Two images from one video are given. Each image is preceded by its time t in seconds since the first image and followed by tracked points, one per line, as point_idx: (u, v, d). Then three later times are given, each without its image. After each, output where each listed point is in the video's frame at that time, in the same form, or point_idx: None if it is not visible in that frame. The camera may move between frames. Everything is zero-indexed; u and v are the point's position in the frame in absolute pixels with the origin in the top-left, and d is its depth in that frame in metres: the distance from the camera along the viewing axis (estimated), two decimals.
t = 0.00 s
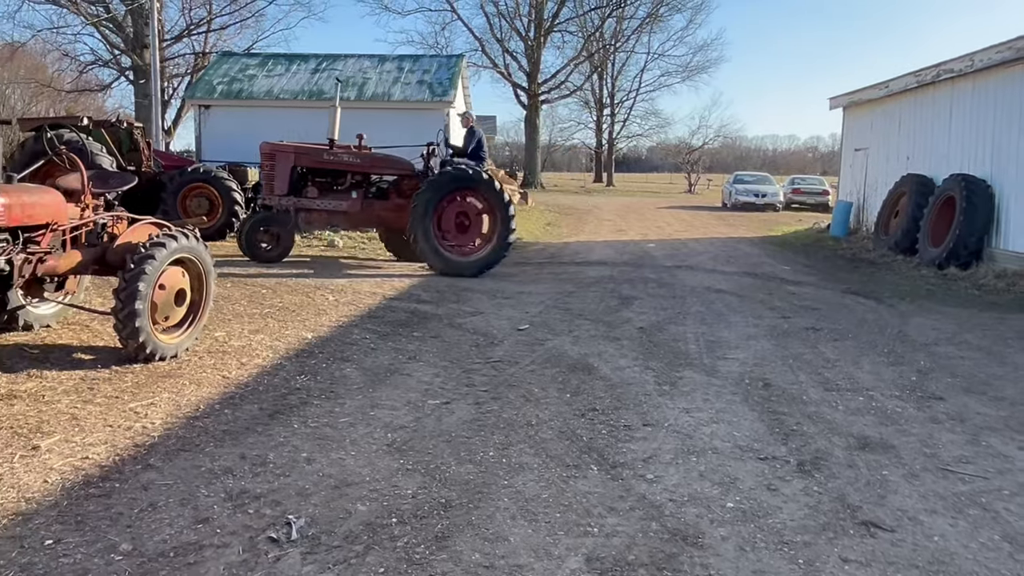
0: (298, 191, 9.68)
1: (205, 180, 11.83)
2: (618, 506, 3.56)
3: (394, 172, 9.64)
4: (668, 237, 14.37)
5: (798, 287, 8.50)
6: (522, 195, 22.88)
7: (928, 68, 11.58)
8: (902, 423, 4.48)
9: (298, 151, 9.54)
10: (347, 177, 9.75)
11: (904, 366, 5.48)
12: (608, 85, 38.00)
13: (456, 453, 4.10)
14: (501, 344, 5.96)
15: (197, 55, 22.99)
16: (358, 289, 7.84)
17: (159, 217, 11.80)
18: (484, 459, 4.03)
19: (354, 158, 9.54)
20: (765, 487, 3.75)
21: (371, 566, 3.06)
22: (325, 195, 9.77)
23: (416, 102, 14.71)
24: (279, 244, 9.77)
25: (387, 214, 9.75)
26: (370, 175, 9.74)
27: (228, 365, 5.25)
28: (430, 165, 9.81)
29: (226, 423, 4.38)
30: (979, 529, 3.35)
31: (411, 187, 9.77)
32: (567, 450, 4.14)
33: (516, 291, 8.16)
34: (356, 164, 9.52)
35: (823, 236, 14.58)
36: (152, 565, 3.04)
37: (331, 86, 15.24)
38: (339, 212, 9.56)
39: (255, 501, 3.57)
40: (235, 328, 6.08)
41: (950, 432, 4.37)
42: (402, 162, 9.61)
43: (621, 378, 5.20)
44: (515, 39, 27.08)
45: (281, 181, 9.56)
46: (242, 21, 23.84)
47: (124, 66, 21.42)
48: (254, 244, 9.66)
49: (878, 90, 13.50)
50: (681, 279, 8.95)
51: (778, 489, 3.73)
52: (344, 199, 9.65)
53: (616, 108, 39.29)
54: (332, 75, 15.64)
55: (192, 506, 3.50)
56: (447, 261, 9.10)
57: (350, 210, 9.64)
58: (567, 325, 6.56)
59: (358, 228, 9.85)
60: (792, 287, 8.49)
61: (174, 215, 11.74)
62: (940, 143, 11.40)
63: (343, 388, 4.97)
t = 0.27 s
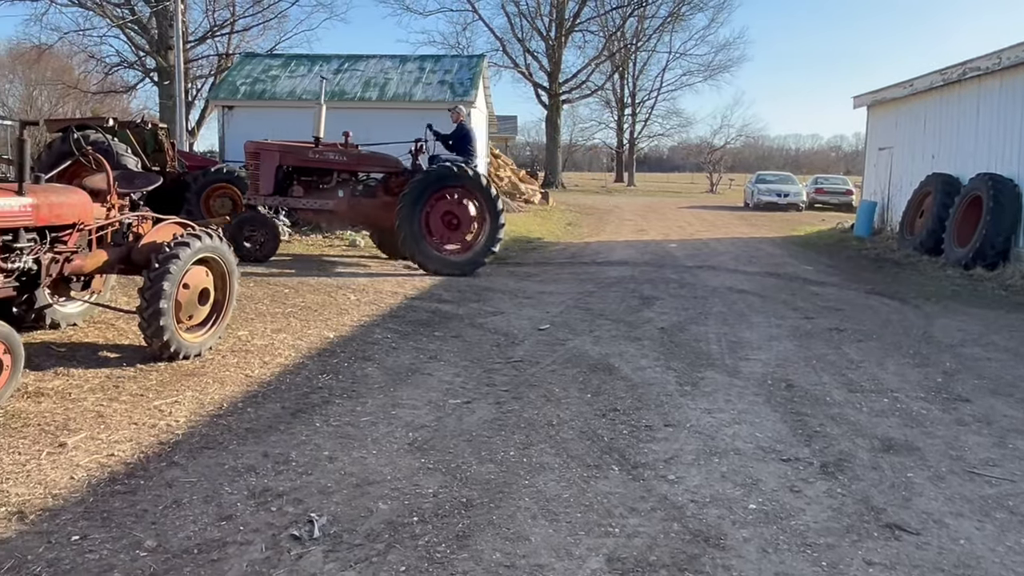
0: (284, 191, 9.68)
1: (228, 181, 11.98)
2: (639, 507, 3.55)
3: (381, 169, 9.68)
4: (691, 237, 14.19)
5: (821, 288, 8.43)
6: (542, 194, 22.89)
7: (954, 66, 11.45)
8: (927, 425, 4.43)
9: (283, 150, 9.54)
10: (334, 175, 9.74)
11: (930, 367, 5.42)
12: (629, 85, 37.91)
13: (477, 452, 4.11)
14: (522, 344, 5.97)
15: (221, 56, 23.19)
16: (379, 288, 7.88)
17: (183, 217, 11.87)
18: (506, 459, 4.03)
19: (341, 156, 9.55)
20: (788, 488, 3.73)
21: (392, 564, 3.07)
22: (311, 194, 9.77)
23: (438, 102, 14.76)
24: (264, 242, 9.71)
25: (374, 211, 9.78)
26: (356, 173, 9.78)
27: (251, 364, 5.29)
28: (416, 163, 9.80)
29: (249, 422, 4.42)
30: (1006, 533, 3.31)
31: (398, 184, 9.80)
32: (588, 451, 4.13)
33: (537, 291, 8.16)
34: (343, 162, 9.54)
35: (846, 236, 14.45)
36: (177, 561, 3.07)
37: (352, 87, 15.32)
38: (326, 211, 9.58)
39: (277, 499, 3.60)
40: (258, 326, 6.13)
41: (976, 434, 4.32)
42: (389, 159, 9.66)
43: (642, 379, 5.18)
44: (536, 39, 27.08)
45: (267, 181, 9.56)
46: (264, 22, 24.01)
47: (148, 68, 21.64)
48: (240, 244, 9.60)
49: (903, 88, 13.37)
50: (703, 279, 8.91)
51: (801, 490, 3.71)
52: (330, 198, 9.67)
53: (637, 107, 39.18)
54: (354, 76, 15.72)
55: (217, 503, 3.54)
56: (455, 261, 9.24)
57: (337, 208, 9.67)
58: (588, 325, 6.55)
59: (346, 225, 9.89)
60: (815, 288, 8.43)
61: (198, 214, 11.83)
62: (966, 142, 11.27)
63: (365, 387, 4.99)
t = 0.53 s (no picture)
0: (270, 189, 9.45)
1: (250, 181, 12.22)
2: (660, 508, 3.54)
3: (370, 168, 9.58)
4: (713, 238, 14.09)
5: (845, 289, 8.36)
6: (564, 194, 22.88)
7: (981, 64, 11.30)
8: (953, 428, 4.38)
9: (269, 147, 9.28)
10: (321, 173, 9.60)
11: (956, 369, 5.36)
12: (651, 84, 37.79)
13: (498, 452, 4.11)
14: (544, 344, 5.97)
15: (244, 58, 23.38)
16: (400, 288, 7.91)
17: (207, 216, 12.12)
18: (527, 459, 4.04)
19: (329, 155, 9.39)
20: (811, 490, 3.70)
21: (414, 563, 3.08)
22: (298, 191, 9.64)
23: (460, 102, 14.80)
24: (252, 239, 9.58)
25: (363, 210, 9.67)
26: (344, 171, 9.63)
27: (274, 363, 5.34)
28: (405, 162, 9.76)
29: (272, 420, 4.46)
30: None
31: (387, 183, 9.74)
32: (609, 451, 4.13)
33: (558, 291, 8.16)
34: (332, 162, 9.38)
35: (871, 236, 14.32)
36: (200, 558, 3.10)
37: (375, 87, 15.40)
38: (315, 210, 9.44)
39: (300, 497, 3.63)
40: (281, 326, 6.18)
41: (1003, 437, 4.26)
42: (378, 157, 9.59)
43: (664, 379, 5.16)
44: (558, 39, 27.06)
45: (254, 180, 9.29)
46: (287, 23, 24.16)
47: (173, 69, 21.85)
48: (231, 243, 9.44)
49: (929, 87, 13.21)
50: (725, 280, 8.87)
51: (825, 492, 3.68)
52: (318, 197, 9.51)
53: (659, 107, 39.04)
54: (376, 76, 15.79)
55: (240, 501, 3.57)
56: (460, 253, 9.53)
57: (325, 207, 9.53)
58: (609, 326, 6.54)
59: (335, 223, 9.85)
60: (839, 288, 8.36)
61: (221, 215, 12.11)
62: (994, 142, 11.14)
63: (386, 386, 5.01)
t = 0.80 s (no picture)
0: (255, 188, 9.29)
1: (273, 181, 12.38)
2: (683, 508, 3.53)
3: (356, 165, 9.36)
4: (735, 237, 14.04)
5: (871, 289, 8.28)
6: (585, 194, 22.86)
7: (1010, 62, 11.14)
8: (981, 430, 4.33)
9: (253, 146, 9.06)
10: (307, 171, 9.40)
11: (984, 371, 5.29)
12: (673, 83, 37.65)
13: (521, 452, 4.12)
14: (566, 344, 5.97)
15: (268, 59, 23.57)
16: (422, 287, 7.94)
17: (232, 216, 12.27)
18: (549, 459, 4.04)
19: (314, 152, 9.14)
20: (836, 492, 3.67)
21: (437, 562, 3.09)
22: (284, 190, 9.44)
23: (482, 102, 14.83)
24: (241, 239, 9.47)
25: (350, 208, 9.51)
26: (330, 167, 9.41)
27: (297, 362, 5.38)
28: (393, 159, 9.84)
29: (295, 419, 4.49)
30: None
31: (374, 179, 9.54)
32: (632, 452, 4.12)
33: (580, 291, 8.15)
34: (317, 159, 9.16)
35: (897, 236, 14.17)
36: (226, 555, 3.13)
37: (398, 88, 15.47)
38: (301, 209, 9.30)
39: (324, 495, 3.65)
40: (304, 325, 6.22)
41: None
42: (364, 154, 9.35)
43: (687, 380, 5.14)
44: (580, 38, 27.03)
45: (238, 179, 9.13)
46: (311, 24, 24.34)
47: (198, 71, 22.08)
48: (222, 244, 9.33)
49: (956, 85, 13.04)
50: (749, 280, 8.83)
51: (850, 494, 3.65)
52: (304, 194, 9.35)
53: (682, 106, 38.88)
54: (399, 77, 15.86)
55: (264, 498, 3.60)
56: (458, 240, 9.60)
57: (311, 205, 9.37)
58: (632, 326, 6.52)
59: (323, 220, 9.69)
60: (864, 289, 8.28)
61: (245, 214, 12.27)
62: None
63: (409, 386, 5.03)
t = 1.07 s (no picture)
0: (241, 187, 9.15)
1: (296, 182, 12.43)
2: (705, 510, 3.50)
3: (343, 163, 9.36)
4: (757, 238, 13.96)
5: (896, 289, 8.19)
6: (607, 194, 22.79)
7: None
8: (1009, 433, 4.26)
9: (238, 145, 8.90)
10: (293, 170, 9.31)
11: (1013, 373, 5.21)
12: (696, 83, 37.47)
13: (541, 452, 4.11)
14: (587, 344, 5.95)
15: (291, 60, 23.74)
16: (444, 288, 7.95)
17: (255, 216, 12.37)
18: (570, 459, 4.03)
19: (300, 151, 9.08)
20: (860, 495, 3.63)
21: (457, 562, 3.10)
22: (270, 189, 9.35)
23: (504, 102, 14.84)
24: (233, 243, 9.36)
25: (338, 207, 9.51)
26: (317, 166, 9.37)
27: (318, 361, 5.40)
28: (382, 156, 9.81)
29: (317, 418, 4.51)
30: None
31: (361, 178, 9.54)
32: (653, 452, 4.10)
33: (601, 291, 8.12)
34: (304, 157, 9.11)
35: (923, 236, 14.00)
36: (248, 553, 3.15)
37: (420, 88, 15.53)
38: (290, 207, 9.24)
39: (345, 494, 3.67)
40: (326, 325, 6.25)
41: None
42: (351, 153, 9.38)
43: (709, 381, 5.11)
44: (602, 38, 26.98)
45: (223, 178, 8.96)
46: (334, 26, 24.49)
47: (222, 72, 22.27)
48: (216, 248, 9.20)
49: (983, 83, 12.87)
50: (772, 280, 8.76)
51: (874, 497, 3.61)
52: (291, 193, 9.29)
53: (704, 105, 38.69)
54: (421, 77, 15.92)
55: (286, 497, 3.62)
56: (446, 237, 9.44)
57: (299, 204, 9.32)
58: (653, 326, 6.49)
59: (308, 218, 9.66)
60: (890, 289, 8.18)
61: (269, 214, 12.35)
62: None
63: (430, 385, 5.04)
